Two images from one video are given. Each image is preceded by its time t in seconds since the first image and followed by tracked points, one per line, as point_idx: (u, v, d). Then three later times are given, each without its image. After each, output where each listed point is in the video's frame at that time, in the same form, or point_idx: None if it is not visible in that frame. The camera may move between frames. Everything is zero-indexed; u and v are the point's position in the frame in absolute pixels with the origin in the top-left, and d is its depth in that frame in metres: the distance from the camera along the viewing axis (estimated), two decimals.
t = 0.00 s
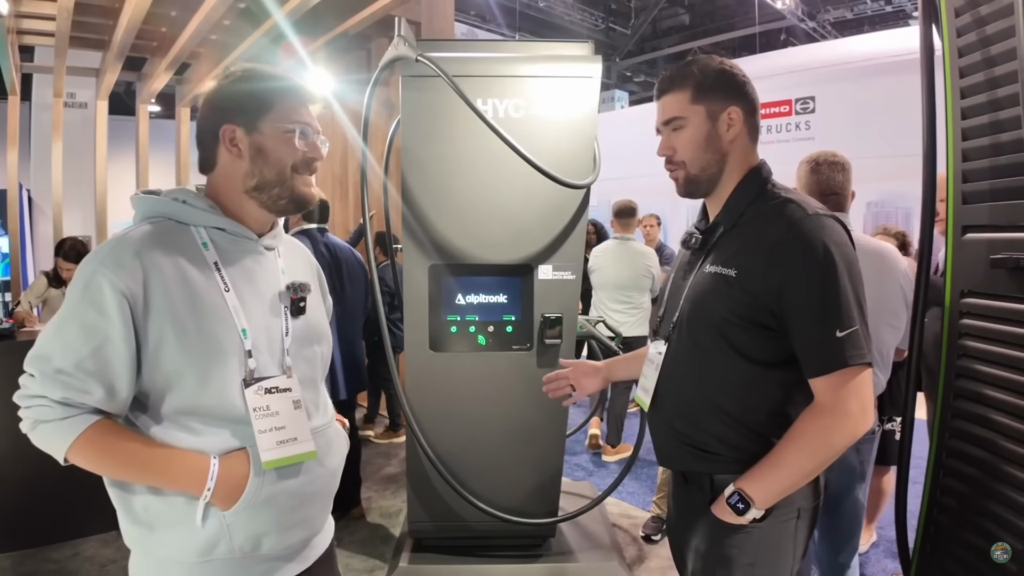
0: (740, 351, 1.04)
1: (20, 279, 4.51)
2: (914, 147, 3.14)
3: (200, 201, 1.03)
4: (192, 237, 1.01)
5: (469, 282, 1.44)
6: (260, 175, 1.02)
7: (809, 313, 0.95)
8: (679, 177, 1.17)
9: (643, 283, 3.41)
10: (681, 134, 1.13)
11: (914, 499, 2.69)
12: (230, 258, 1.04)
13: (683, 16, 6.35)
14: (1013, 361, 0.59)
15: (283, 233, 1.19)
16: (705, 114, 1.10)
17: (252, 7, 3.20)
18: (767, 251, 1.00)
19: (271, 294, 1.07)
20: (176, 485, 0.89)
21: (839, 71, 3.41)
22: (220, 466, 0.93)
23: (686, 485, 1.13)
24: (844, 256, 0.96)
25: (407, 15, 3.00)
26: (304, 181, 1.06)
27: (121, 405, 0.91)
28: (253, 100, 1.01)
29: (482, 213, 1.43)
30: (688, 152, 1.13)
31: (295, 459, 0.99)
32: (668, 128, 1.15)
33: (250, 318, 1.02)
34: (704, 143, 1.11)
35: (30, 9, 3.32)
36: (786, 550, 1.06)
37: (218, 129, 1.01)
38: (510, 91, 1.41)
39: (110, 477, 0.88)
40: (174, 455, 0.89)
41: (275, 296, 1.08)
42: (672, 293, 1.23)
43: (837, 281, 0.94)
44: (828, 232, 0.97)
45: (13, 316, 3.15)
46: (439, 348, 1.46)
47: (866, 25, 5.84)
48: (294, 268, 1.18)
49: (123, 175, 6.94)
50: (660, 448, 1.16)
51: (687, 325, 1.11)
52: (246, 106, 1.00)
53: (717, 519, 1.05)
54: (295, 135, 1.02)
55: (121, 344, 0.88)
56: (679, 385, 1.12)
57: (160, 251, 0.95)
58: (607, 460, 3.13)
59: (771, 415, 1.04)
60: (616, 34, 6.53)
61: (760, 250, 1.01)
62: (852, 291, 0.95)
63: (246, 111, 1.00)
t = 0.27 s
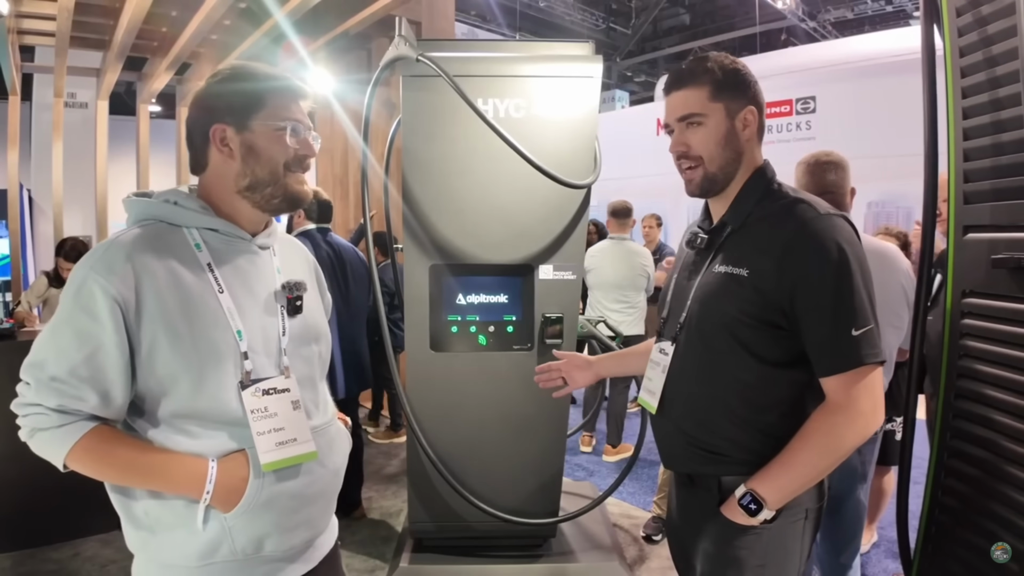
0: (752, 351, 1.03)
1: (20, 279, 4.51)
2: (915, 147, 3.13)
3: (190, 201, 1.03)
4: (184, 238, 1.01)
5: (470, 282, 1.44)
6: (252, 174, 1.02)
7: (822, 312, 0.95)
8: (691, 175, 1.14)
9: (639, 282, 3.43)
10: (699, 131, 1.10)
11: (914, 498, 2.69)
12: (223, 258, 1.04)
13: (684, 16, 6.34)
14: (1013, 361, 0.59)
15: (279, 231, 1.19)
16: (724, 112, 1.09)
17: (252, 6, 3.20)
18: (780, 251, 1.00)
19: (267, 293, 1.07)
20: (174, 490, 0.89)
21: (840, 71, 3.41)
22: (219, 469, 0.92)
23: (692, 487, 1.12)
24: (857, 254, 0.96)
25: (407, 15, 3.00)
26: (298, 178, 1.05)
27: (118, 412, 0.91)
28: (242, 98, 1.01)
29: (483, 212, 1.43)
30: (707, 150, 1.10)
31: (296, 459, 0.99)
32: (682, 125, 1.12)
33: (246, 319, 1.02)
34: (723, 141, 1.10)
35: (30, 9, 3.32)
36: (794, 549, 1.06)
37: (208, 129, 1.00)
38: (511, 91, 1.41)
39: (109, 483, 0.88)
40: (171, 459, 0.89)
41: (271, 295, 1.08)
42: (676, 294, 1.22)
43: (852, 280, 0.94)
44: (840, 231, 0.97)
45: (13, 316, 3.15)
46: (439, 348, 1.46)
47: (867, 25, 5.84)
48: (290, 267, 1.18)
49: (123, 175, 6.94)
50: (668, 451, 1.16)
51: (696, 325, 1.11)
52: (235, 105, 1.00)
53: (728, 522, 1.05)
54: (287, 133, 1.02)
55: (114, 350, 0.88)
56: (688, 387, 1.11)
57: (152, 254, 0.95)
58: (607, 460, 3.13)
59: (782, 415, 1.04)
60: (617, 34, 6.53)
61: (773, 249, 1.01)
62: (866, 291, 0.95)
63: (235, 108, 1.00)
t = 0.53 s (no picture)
0: (765, 351, 1.03)
1: (20, 279, 4.51)
2: (916, 147, 3.13)
3: (196, 201, 1.02)
4: (191, 239, 1.01)
5: (470, 281, 1.44)
6: (253, 167, 1.02)
7: (837, 311, 0.95)
8: (701, 174, 1.12)
9: (631, 281, 3.44)
10: (712, 129, 1.09)
11: (914, 499, 2.69)
12: (230, 257, 1.04)
13: (684, 16, 6.34)
14: (1013, 361, 0.59)
15: (283, 230, 1.19)
16: (738, 111, 1.09)
17: (253, 7, 3.20)
18: (793, 249, 1.00)
19: (274, 292, 1.07)
20: (185, 490, 0.89)
21: (841, 71, 3.41)
22: (229, 469, 0.92)
23: (702, 492, 1.11)
24: (868, 252, 0.97)
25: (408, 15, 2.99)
26: (298, 167, 1.05)
27: (128, 413, 0.90)
28: (232, 96, 1.00)
29: (484, 212, 1.43)
30: (720, 149, 1.09)
31: (305, 457, 1.00)
32: (695, 122, 1.10)
33: (253, 319, 1.02)
34: (736, 140, 1.09)
35: (31, 9, 3.32)
36: (806, 544, 1.06)
37: (205, 127, 1.00)
38: (512, 91, 1.40)
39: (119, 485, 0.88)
40: (182, 459, 0.89)
41: (277, 294, 1.08)
42: (678, 296, 1.21)
43: (865, 278, 0.95)
44: (851, 229, 0.98)
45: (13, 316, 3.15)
46: (440, 348, 1.45)
47: (867, 26, 5.84)
48: (296, 265, 1.18)
49: (123, 175, 6.94)
50: (678, 456, 1.15)
51: (706, 326, 1.10)
52: (228, 101, 1.00)
53: (742, 521, 1.04)
54: (283, 121, 1.02)
55: (124, 351, 0.88)
56: (700, 390, 1.10)
57: (159, 255, 0.95)
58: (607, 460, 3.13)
59: (795, 415, 1.04)
60: (617, 34, 6.53)
61: (785, 248, 1.01)
62: (878, 288, 0.96)
63: (229, 107, 1.00)
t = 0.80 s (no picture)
0: (780, 352, 1.02)
1: (21, 279, 4.51)
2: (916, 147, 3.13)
3: (205, 202, 1.02)
4: (201, 240, 1.01)
5: (471, 281, 1.44)
6: (258, 165, 1.02)
7: (853, 311, 0.95)
8: (705, 166, 1.11)
9: (621, 281, 3.44)
10: (720, 121, 1.08)
11: (915, 499, 2.69)
12: (240, 258, 1.04)
13: (685, 16, 6.34)
14: (1010, 361, 0.59)
15: (288, 229, 1.19)
16: (746, 107, 1.09)
17: (254, 7, 3.20)
18: (807, 249, 1.00)
19: (283, 293, 1.08)
20: (197, 491, 0.89)
21: (842, 71, 3.40)
22: (241, 468, 0.93)
23: (716, 499, 1.10)
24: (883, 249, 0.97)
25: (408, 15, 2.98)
26: (305, 163, 1.05)
27: (139, 413, 0.90)
28: (234, 98, 1.00)
29: (484, 212, 1.43)
30: (727, 142, 1.08)
31: (314, 456, 1.00)
32: (702, 113, 1.09)
33: (263, 319, 1.02)
34: (743, 135, 1.09)
35: (31, 9, 3.32)
36: (821, 544, 1.06)
37: (207, 128, 1.00)
38: (513, 90, 1.40)
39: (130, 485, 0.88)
40: (194, 459, 0.89)
41: (286, 294, 1.08)
42: (681, 298, 1.20)
43: (882, 277, 0.95)
44: (863, 228, 0.98)
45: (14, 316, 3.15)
46: (442, 348, 1.45)
47: (868, 25, 5.83)
48: (302, 266, 1.18)
49: (123, 175, 6.95)
50: (692, 465, 1.13)
51: (717, 328, 1.09)
52: (230, 102, 1.00)
53: (765, 528, 1.04)
54: (286, 117, 1.02)
55: (135, 350, 0.88)
56: (713, 394, 1.09)
57: (170, 256, 0.95)
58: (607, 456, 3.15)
59: (811, 416, 1.04)
60: (617, 34, 6.52)
61: (800, 247, 1.01)
62: (894, 286, 0.96)
63: (231, 107, 1.00)
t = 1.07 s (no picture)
0: (790, 354, 1.03)
1: (22, 279, 4.52)
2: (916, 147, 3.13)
3: (210, 204, 1.03)
4: (206, 242, 1.01)
5: (472, 282, 1.45)
6: (262, 174, 1.02)
7: (864, 313, 0.95)
8: (710, 166, 1.10)
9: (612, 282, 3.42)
10: (727, 119, 1.08)
11: (915, 499, 2.70)
12: (244, 260, 1.04)
13: (685, 17, 6.33)
14: (1008, 361, 0.59)
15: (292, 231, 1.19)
16: (752, 104, 1.08)
17: (255, 7, 3.20)
18: (819, 250, 1.00)
19: (287, 293, 1.08)
20: (205, 491, 0.89)
21: (843, 72, 3.40)
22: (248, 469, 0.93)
23: (719, 505, 1.09)
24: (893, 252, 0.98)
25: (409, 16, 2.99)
26: (309, 177, 1.05)
27: (146, 415, 0.91)
28: (247, 101, 1.00)
29: (485, 212, 1.43)
30: (733, 140, 1.08)
31: (320, 456, 1.00)
32: (708, 110, 1.09)
33: (269, 319, 1.03)
34: (749, 133, 1.08)
35: (32, 10, 3.32)
36: (823, 546, 1.06)
37: (217, 130, 1.01)
38: (515, 91, 1.41)
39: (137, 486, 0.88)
40: (201, 459, 0.89)
41: (291, 294, 1.08)
42: (683, 298, 1.20)
43: (892, 279, 0.95)
44: (873, 229, 0.99)
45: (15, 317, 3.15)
46: (444, 348, 1.45)
47: (868, 26, 5.83)
48: (306, 266, 1.19)
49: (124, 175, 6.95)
50: (694, 469, 1.13)
51: (726, 329, 1.09)
52: (241, 106, 1.00)
53: (768, 541, 1.03)
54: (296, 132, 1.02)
55: (142, 352, 0.88)
56: (719, 395, 1.09)
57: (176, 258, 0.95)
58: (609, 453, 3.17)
59: (817, 419, 1.04)
60: (618, 35, 6.53)
61: (811, 249, 1.01)
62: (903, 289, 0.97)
63: (242, 111, 1.00)
